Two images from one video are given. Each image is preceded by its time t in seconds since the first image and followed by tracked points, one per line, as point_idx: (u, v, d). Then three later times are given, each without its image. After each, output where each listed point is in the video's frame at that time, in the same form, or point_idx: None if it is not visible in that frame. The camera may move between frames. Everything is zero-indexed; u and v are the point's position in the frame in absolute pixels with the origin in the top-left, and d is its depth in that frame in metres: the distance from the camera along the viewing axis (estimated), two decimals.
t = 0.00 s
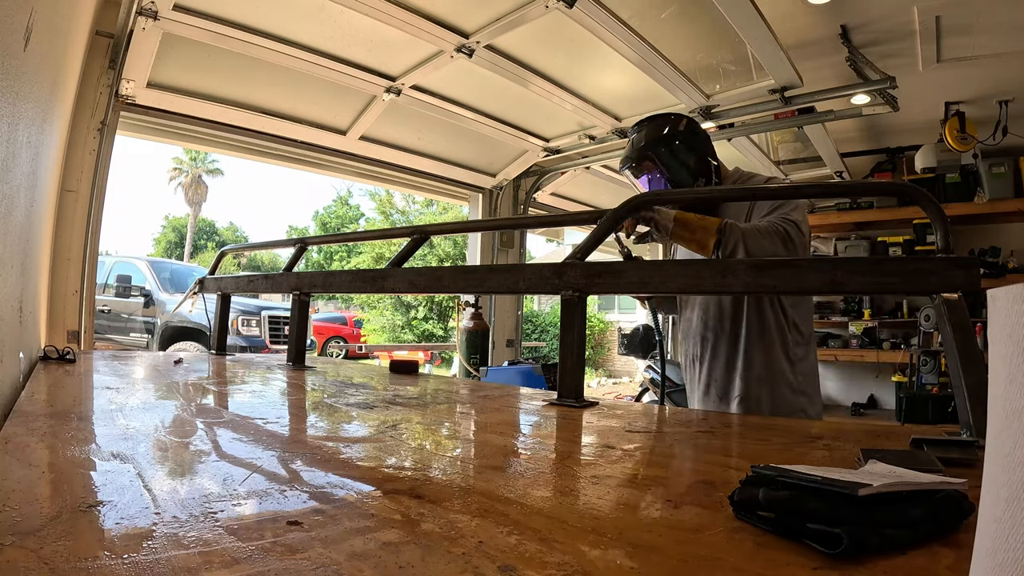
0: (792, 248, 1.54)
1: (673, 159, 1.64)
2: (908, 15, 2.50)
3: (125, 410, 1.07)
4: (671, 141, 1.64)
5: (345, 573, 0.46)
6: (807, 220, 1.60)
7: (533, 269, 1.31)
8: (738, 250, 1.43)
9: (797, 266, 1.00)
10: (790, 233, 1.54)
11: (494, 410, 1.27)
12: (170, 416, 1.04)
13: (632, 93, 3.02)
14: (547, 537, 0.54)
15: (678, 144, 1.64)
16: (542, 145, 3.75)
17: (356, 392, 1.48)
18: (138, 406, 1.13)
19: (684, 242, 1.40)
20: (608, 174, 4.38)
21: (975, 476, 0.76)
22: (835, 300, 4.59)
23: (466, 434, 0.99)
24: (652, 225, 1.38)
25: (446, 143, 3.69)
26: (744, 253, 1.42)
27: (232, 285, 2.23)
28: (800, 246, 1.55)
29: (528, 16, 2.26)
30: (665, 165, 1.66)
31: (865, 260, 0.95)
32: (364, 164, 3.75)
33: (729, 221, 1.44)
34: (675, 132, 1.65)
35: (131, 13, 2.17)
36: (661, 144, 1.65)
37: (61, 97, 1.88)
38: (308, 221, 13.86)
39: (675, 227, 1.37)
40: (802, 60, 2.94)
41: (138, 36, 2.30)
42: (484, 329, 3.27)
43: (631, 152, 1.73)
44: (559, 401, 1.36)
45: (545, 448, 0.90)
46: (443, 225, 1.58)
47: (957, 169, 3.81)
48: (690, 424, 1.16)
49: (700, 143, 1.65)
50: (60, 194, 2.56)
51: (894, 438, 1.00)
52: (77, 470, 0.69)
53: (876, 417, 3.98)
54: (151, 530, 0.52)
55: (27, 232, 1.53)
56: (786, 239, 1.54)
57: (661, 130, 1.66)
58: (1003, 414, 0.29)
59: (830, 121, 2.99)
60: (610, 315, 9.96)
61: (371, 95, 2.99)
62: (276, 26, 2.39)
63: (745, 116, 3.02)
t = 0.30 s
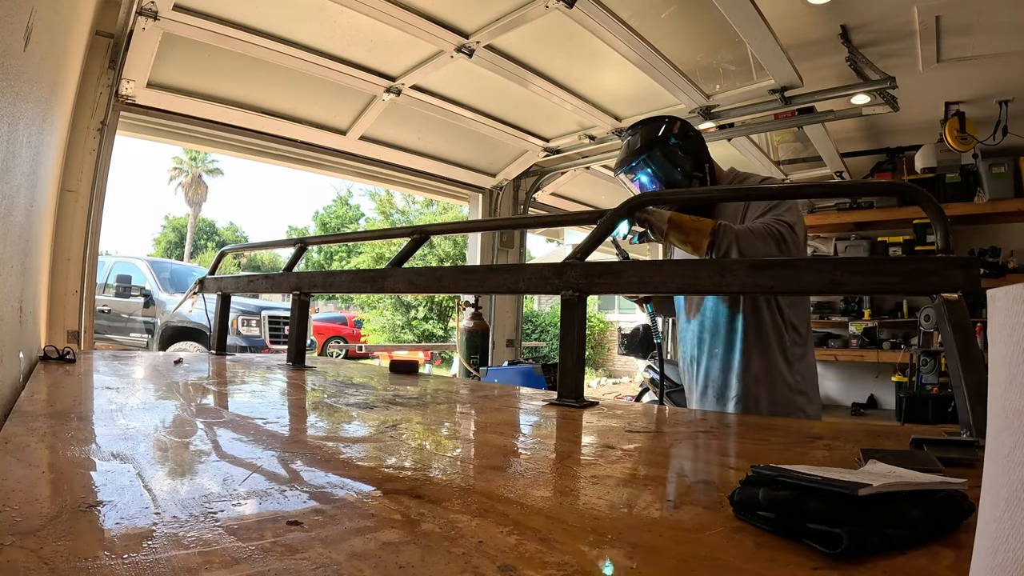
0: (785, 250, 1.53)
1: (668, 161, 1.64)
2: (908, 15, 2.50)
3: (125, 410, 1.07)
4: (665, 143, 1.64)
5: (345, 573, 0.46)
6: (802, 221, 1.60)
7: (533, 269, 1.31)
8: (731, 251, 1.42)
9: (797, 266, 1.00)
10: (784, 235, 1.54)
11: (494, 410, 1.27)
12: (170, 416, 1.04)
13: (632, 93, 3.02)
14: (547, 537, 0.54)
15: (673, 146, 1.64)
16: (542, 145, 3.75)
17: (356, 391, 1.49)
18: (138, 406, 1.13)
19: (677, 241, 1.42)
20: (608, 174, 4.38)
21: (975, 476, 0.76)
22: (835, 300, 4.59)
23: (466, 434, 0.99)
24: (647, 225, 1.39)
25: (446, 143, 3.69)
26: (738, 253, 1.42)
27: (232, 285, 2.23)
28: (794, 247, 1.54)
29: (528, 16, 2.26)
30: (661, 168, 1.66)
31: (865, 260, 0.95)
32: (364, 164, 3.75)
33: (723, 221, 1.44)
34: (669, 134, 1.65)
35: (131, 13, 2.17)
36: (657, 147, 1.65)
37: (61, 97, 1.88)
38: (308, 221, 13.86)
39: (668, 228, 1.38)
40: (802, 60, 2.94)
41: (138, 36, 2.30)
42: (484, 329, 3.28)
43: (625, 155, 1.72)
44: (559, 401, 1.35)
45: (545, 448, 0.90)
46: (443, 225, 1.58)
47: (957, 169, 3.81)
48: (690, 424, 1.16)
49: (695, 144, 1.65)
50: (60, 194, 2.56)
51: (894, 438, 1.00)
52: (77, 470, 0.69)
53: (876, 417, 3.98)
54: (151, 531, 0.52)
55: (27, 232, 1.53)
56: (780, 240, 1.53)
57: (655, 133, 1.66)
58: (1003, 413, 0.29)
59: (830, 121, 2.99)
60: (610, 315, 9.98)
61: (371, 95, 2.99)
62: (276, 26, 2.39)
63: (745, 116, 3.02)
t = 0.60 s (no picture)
0: (784, 249, 1.53)
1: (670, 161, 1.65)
2: (908, 15, 2.50)
3: (125, 410, 1.07)
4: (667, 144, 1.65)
5: (345, 573, 0.46)
6: (803, 222, 1.60)
7: (533, 269, 1.31)
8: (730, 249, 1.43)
9: (797, 266, 1.00)
10: (782, 234, 1.53)
11: (494, 410, 1.27)
12: (170, 416, 1.04)
13: (632, 93, 3.02)
14: (547, 537, 0.54)
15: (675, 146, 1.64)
16: (542, 145, 3.75)
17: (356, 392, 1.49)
18: (138, 406, 1.13)
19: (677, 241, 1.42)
20: (608, 174, 4.38)
21: (975, 476, 0.76)
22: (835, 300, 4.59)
23: (466, 434, 0.99)
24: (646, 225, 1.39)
25: (446, 143, 3.69)
26: (737, 253, 1.42)
27: (232, 285, 2.23)
28: (793, 248, 1.54)
29: (528, 16, 2.26)
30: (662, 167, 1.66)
31: (865, 260, 0.95)
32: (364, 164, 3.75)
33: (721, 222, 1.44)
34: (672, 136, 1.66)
35: (131, 13, 2.17)
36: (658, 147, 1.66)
37: (61, 97, 1.88)
38: (308, 221, 13.86)
39: (668, 228, 1.39)
40: (802, 60, 2.94)
41: (138, 36, 2.29)
42: (484, 329, 3.28)
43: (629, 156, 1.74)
44: (559, 401, 1.35)
45: (545, 448, 0.90)
46: (443, 225, 1.58)
47: (957, 169, 3.81)
48: (690, 424, 1.15)
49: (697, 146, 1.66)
50: (60, 194, 2.56)
51: (894, 438, 1.00)
52: (77, 470, 0.69)
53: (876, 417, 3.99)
54: (151, 530, 0.52)
55: (27, 232, 1.53)
56: (779, 240, 1.53)
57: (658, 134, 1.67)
58: (1003, 414, 0.29)
59: (830, 121, 2.99)
60: (610, 315, 9.99)
61: (371, 95, 2.99)
62: (276, 26, 2.39)
63: (745, 116, 3.02)
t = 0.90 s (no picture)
0: (789, 250, 1.52)
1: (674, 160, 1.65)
2: (908, 16, 2.50)
3: (125, 410, 1.07)
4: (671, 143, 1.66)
5: (346, 573, 0.46)
6: (805, 223, 1.60)
7: (533, 269, 1.31)
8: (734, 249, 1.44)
9: (797, 266, 1.00)
10: (787, 236, 1.53)
11: (494, 410, 1.27)
12: (170, 416, 1.04)
13: (632, 93, 3.02)
14: (547, 537, 0.54)
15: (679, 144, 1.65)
16: (542, 145, 3.75)
17: (356, 391, 1.49)
18: (138, 406, 1.13)
19: (683, 238, 1.43)
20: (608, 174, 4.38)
21: (975, 476, 0.76)
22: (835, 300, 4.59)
23: (466, 434, 0.99)
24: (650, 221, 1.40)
25: (446, 143, 3.69)
26: (742, 253, 1.42)
27: (232, 285, 2.23)
28: (797, 249, 1.54)
29: (528, 16, 2.26)
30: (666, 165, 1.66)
31: (865, 260, 0.95)
32: (364, 164, 3.75)
33: (727, 221, 1.45)
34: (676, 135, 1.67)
35: (131, 13, 2.17)
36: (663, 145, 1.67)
37: (61, 97, 1.88)
38: (308, 221, 13.86)
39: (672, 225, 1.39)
40: (802, 60, 2.94)
41: (138, 36, 2.29)
42: (484, 329, 3.28)
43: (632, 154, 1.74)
44: (559, 401, 1.35)
45: (546, 448, 0.90)
46: (443, 225, 1.58)
47: (957, 169, 3.81)
48: (690, 424, 1.15)
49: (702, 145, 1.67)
50: (60, 194, 2.56)
51: (894, 438, 1.00)
52: (77, 469, 0.69)
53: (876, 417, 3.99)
54: (152, 530, 0.52)
55: (27, 232, 1.53)
56: (783, 241, 1.53)
57: (662, 132, 1.68)
58: (1002, 414, 0.29)
59: (830, 121, 2.99)
60: (610, 315, 10.00)
61: (371, 95, 2.99)
62: (276, 26, 2.39)
63: (745, 116, 3.02)
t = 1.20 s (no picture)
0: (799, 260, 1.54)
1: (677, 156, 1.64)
2: (908, 15, 2.50)
3: (125, 410, 1.07)
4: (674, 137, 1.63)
5: (345, 573, 0.46)
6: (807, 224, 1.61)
7: (533, 269, 1.31)
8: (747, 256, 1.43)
9: (797, 266, 1.00)
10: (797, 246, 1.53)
11: (494, 410, 1.27)
12: (170, 416, 1.04)
13: (633, 93, 3.02)
14: (547, 537, 0.54)
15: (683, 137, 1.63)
16: (542, 145, 3.75)
17: (356, 391, 1.49)
18: (138, 406, 1.13)
19: (697, 245, 1.40)
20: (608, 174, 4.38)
21: (976, 476, 0.76)
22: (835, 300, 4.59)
23: (466, 434, 0.99)
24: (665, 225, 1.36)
25: (446, 143, 3.69)
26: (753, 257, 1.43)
27: (232, 285, 2.24)
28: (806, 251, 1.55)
29: (528, 16, 2.26)
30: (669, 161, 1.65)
31: (865, 260, 0.95)
32: (364, 164, 3.75)
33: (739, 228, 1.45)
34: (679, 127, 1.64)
35: (131, 13, 2.17)
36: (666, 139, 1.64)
37: (61, 97, 1.88)
38: (308, 221, 13.86)
39: (688, 229, 1.36)
40: (802, 60, 2.94)
41: (138, 36, 2.29)
42: (484, 329, 3.28)
43: (633, 147, 1.72)
44: (559, 401, 1.35)
45: (546, 448, 0.90)
46: (443, 224, 1.58)
47: (957, 169, 3.81)
48: (690, 423, 1.15)
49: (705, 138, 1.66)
50: (60, 194, 2.56)
51: (895, 438, 1.00)
52: (77, 470, 0.69)
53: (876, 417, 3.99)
54: (151, 530, 0.52)
55: (27, 232, 1.53)
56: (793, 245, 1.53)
57: (664, 124, 1.64)
58: (1002, 414, 0.29)
59: (830, 121, 2.99)
60: (610, 315, 10.01)
61: (371, 95, 2.99)
62: (276, 26, 2.39)
63: (745, 116, 3.03)
